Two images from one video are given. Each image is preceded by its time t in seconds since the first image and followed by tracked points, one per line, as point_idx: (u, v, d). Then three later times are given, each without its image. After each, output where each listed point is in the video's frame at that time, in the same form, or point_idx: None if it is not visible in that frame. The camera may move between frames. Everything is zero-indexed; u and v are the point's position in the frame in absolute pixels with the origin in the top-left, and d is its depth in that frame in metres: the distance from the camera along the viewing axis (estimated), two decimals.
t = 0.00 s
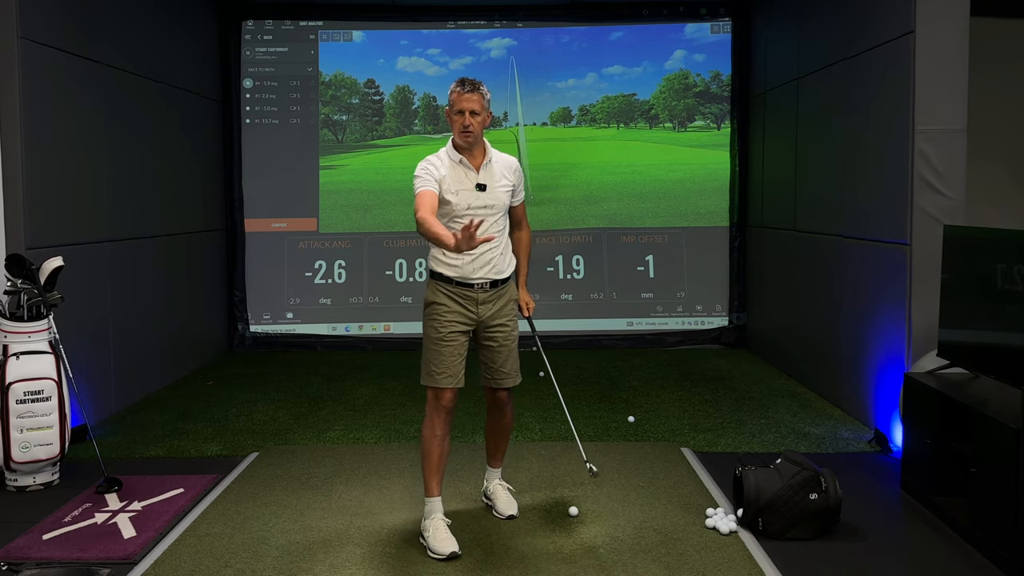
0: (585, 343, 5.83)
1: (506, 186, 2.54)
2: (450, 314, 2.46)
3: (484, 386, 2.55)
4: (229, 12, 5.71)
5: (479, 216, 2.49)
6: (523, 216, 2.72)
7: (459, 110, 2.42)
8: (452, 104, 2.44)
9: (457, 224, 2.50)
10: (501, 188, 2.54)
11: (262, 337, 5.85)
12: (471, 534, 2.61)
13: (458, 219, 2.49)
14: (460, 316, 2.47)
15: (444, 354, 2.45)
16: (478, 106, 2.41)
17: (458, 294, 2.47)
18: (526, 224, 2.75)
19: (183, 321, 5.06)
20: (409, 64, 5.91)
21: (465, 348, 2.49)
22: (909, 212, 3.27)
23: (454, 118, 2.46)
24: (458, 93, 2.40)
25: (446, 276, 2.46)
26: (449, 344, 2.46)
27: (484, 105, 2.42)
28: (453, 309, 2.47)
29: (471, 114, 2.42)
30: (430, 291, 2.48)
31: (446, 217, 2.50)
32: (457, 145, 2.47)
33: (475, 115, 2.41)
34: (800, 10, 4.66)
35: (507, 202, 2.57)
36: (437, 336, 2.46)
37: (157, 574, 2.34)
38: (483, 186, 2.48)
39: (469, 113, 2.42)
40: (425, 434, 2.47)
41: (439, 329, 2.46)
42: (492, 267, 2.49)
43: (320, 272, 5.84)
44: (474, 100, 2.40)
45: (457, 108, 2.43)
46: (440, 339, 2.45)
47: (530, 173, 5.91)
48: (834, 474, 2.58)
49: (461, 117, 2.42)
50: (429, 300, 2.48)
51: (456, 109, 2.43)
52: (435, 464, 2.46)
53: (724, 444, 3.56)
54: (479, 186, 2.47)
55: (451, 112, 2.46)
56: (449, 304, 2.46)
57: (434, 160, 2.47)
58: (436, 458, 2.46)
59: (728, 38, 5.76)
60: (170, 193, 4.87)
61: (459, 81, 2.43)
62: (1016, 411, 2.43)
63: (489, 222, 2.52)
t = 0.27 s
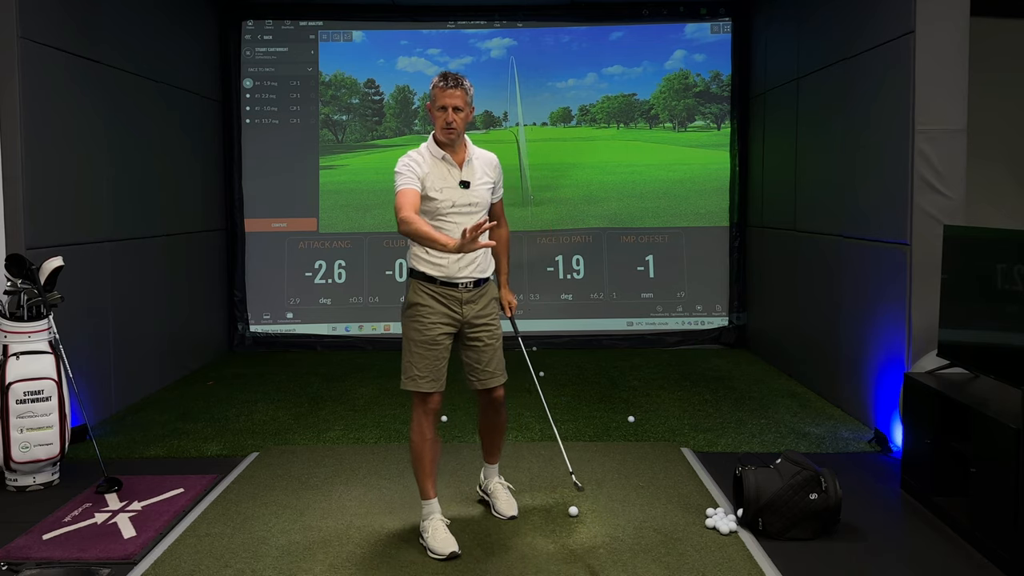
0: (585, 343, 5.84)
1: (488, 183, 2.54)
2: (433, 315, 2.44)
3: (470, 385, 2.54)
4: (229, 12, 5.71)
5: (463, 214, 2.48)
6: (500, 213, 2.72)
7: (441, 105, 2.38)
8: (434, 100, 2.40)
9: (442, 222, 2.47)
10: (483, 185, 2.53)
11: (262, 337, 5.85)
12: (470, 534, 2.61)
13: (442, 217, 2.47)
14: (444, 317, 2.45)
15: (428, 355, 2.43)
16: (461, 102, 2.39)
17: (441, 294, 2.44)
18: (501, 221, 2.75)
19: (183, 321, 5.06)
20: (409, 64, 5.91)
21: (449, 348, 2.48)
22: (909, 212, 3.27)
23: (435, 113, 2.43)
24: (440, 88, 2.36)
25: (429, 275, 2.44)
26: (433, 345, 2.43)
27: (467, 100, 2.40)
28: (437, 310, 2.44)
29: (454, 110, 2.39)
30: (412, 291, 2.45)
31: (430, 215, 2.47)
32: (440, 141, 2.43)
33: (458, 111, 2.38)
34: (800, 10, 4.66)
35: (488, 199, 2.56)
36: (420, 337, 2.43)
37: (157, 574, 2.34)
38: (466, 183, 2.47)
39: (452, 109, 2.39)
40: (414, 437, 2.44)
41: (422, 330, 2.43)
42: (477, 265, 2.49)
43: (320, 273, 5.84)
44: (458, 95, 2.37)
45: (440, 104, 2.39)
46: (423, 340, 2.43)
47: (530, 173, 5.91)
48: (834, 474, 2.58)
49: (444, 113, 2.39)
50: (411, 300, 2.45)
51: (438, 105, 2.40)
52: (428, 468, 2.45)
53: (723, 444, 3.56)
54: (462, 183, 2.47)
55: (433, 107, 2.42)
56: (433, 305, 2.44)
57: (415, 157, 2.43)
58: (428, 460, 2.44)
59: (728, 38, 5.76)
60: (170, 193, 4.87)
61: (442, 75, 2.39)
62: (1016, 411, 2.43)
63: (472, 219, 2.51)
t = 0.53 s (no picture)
0: (585, 343, 5.84)
1: (475, 182, 2.54)
2: (424, 317, 2.42)
3: (461, 386, 2.53)
4: (229, 12, 5.71)
5: (452, 214, 2.48)
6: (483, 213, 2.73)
7: (429, 104, 2.39)
8: (421, 98, 2.40)
9: (430, 222, 2.46)
10: (470, 185, 2.53)
11: (262, 337, 5.85)
12: (470, 534, 2.60)
13: (431, 217, 2.46)
14: (434, 318, 2.44)
15: (419, 358, 2.41)
16: (449, 101, 2.39)
17: (431, 296, 2.43)
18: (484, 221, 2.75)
19: (183, 320, 5.06)
20: (409, 64, 5.90)
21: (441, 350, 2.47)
22: (909, 212, 3.27)
23: (423, 112, 2.42)
24: (428, 87, 2.36)
25: (418, 277, 2.42)
26: (424, 348, 2.42)
27: (455, 99, 2.40)
28: (428, 312, 2.42)
29: (442, 109, 2.39)
30: (401, 294, 2.42)
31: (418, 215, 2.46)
32: (428, 140, 2.43)
33: (446, 109, 2.39)
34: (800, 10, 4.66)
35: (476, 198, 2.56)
36: (411, 340, 2.41)
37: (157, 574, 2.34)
38: (454, 183, 2.47)
39: (440, 108, 2.40)
40: (406, 441, 2.43)
41: (413, 333, 2.41)
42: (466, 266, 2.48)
43: (320, 272, 5.84)
44: (446, 94, 2.38)
45: (428, 103, 2.39)
46: (415, 343, 2.41)
47: (530, 173, 5.91)
48: (834, 474, 2.58)
49: (432, 112, 2.39)
50: (400, 303, 2.42)
51: (426, 104, 2.40)
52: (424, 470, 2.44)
53: (723, 444, 3.56)
54: (450, 183, 2.46)
55: (420, 106, 2.42)
56: (423, 307, 2.42)
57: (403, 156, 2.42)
58: (423, 462, 2.44)
59: (728, 38, 5.76)
60: (170, 193, 4.87)
61: (429, 74, 2.40)
62: (1016, 411, 2.43)
63: (460, 219, 2.51)
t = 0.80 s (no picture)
0: (585, 343, 5.84)
1: (466, 182, 2.55)
2: (421, 320, 2.41)
3: (453, 386, 2.54)
4: (229, 12, 5.71)
5: (446, 214, 2.48)
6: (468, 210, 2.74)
7: (426, 105, 2.37)
8: (417, 99, 2.38)
9: (425, 223, 2.46)
10: (462, 184, 2.54)
11: (262, 337, 5.85)
12: (470, 534, 2.61)
13: (426, 218, 2.45)
14: (430, 320, 2.43)
15: (417, 360, 2.40)
16: (446, 102, 2.38)
17: (427, 298, 2.42)
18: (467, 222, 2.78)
19: (183, 320, 5.06)
20: (409, 64, 5.90)
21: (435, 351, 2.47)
22: (909, 212, 3.27)
23: (418, 112, 2.40)
24: (426, 88, 2.34)
25: (415, 279, 2.40)
26: (421, 350, 2.41)
27: (452, 101, 2.39)
28: (424, 314, 2.42)
29: (439, 110, 2.38)
30: (397, 296, 2.40)
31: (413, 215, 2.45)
32: (422, 140, 2.42)
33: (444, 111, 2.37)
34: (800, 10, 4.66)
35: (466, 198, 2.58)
36: (409, 342, 2.40)
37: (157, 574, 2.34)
38: (448, 183, 2.47)
39: (437, 110, 2.38)
40: (403, 443, 2.42)
41: (411, 335, 2.40)
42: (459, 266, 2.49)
43: (320, 272, 5.84)
44: (443, 95, 2.37)
45: (425, 104, 2.37)
46: (412, 346, 2.40)
47: (530, 173, 5.91)
48: (834, 474, 2.58)
49: (429, 113, 2.38)
50: (396, 306, 2.40)
51: (422, 104, 2.38)
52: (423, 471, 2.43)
53: (723, 444, 3.56)
54: (445, 184, 2.46)
55: (416, 106, 2.40)
56: (420, 309, 2.41)
57: (397, 156, 2.40)
58: (423, 463, 2.44)
59: (728, 38, 5.76)
60: (170, 193, 4.87)
61: (425, 74, 2.37)
62: (1016, 411, 2.43)
63: (454, 219, 2.52)
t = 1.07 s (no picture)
0: (585, 343, 5.84)
1: (460, 183, 2.56)
2: (420, 320, 2.41)
3: (446, 387, 2.53)
4: (229, 12, 5.71)
5: (444, 215, 2.49)
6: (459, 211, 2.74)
7: (424, 108, 2.38)
8: (414, 101, 2.38)
9: (424, 224, 2.45)
10: (456, 185, 2.54)
11: (262, 337, 5.85)
12: (470, 534, 2.61)
13: (424, 219, 2.45)
14: (429, 320, 2.43)
15: (417, 360, 2.40)
16: (442, 104, 2.39)
17: (426, 298, 2.42)
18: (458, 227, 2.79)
19: (183, 320, 5.06)
20: (409, 64, 5.89)
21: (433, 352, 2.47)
22: (909, 212, 3.27)
23: (414, 114, 2.41)
24: (422, 90, 2.35)
25: (414, 281, 2.40)
26: (421, 350, 2.41)
27: (448, 102, 2.41)
28: (423, 315, 2.42)
29: (436, 112, 2.39)
30: (396, 297, 2.40)
31: (411, 216, 2.44)
32: (419, 142, 2.42)
33: (441, 113, 2.38)
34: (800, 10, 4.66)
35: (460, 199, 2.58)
36: (409, 343, 2.40)
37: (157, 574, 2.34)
38: (444, 185, 2.48)
39: (434, 111, 2.39)
40: (403, 445, 2.42)
41: (411, 336, 2.40)
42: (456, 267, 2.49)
43: (320, 272, 5.84)
44: (440, 97, 2.38)
45: (422, 106, 2.38)
46: (412, 346, 2.40)
47: (530, 173, 5.91)
48: (834, 474, 2.58)
49: (425, 115, 2.39)
50: (396, 306, 2.40)
51: (419, 106, 2.39)
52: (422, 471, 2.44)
53: (723, 444, 3.56)
54: (441, 184, 2.47)
55: (412, 108, 2.40)
56: (418, 309, 2.41)
57: (396, 158, 2.39)
58: (422, 464, 2.44)
59: (728, 38, 5.76)
60: (169, 193, 4.86)
61: (422, 76, 2.38)
62: (1016, 411, 2.43)
63: (450, 220, 2.52)
